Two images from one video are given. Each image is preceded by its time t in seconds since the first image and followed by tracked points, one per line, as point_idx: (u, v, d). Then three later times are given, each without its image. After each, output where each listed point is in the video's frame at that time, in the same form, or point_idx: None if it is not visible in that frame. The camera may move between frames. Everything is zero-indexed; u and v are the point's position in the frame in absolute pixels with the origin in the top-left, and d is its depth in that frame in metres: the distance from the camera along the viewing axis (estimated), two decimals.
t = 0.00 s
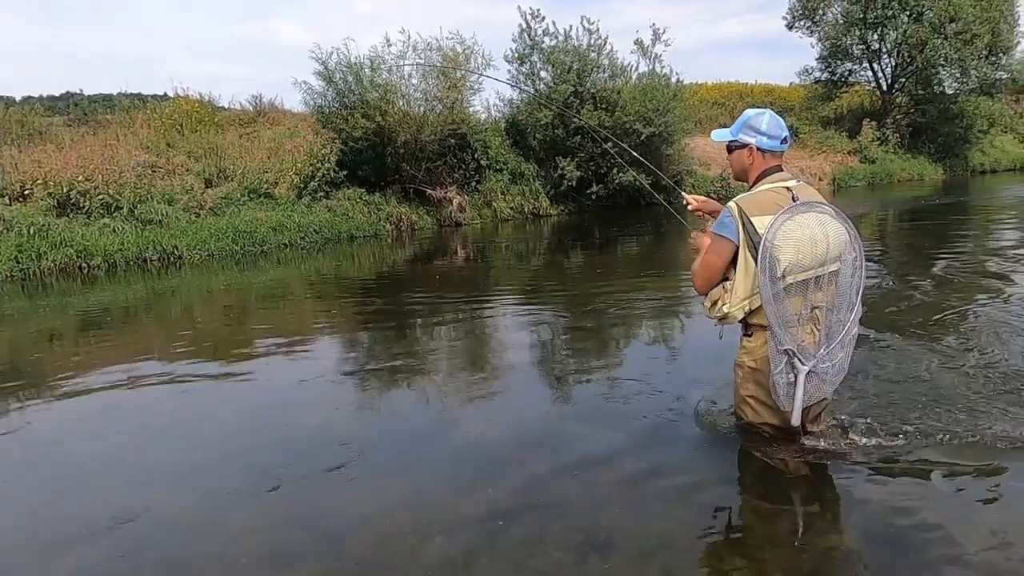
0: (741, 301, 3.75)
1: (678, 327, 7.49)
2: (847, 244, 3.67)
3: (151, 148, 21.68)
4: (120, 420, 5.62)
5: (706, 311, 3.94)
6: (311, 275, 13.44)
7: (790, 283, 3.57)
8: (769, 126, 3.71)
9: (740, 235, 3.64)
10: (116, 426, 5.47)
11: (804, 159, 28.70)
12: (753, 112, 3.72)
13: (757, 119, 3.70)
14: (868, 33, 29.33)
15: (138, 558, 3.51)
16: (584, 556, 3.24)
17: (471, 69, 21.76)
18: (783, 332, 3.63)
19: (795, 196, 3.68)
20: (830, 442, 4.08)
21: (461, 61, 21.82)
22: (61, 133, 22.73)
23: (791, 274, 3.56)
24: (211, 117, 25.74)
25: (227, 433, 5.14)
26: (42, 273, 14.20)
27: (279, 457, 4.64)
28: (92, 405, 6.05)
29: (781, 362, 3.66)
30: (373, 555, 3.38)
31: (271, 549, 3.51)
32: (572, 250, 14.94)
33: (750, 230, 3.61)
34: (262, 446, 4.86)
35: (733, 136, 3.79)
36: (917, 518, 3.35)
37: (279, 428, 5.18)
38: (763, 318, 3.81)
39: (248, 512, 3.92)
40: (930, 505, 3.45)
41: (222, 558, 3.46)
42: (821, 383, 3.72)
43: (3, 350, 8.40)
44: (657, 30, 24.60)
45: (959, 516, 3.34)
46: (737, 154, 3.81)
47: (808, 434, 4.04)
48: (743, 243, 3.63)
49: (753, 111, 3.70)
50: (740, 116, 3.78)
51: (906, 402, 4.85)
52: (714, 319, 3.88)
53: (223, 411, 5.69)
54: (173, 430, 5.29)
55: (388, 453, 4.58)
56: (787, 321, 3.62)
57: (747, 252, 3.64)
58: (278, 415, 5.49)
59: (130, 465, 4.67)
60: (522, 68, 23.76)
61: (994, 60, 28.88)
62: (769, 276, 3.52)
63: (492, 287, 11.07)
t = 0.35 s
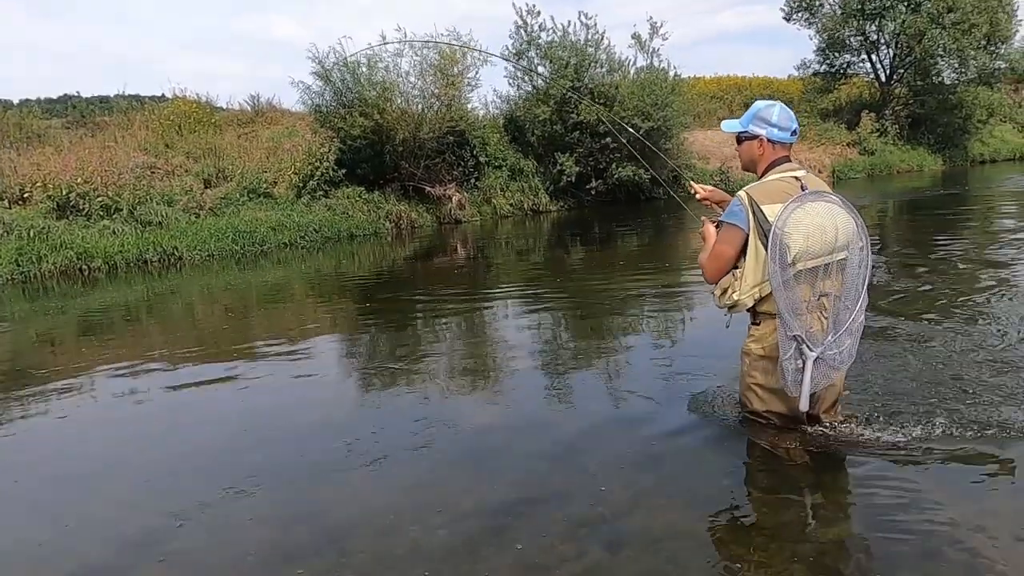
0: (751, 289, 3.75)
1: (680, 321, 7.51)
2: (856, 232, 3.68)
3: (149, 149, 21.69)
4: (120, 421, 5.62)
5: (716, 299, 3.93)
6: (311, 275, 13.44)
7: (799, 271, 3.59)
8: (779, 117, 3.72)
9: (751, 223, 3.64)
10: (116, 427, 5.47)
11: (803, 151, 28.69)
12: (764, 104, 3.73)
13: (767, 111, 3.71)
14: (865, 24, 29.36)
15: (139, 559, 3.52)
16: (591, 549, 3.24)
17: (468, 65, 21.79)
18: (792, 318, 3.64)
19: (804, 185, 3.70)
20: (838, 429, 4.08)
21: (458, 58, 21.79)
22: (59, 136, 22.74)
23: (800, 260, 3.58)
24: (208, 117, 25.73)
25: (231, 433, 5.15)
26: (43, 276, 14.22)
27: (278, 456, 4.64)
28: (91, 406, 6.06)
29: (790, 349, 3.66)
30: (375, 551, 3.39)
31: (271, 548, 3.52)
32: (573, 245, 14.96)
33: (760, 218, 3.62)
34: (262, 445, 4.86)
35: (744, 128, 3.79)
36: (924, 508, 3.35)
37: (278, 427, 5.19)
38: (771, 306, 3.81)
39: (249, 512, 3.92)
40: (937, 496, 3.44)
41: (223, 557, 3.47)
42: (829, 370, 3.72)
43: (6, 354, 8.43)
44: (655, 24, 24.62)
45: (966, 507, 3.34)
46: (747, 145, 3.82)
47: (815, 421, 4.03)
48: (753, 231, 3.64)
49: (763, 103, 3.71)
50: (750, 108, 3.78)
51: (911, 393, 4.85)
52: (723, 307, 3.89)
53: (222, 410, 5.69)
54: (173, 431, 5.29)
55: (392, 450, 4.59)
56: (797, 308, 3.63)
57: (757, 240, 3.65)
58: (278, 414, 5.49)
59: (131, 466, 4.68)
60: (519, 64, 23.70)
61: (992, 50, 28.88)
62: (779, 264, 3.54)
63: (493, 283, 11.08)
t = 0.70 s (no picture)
0: (743, 301, 3.89)
1: (662, 334, 7.66)
2: (838, 244, 3.88)
3: (130, 156, 21.63)
4: (104, 430, 5.63)
5: (706, 312, 4.06)
6: (295, 284, 13.48)
7: (789, 282, 3.76)
8: (767, 135, 3.90)
9: (740, 237, 3.80)
10: (101, 436, 5.48)
11: (784, 167, 29.16)
12: (752, 121, 3.90)
13: (756, 129, 3.89)
14: (845, 44, 30.02)
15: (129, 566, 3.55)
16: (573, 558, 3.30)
17: (454, 77, 22.02)
18: (783, 328, 3.80)
19: (789, 200, 3.88)
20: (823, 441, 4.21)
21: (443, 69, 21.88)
22: (39, 141, 22.63)
23: (790, 273, 3.75)
24: (191, 125, 25.70)
25: (221, 442, 5.18)
26: (19, 283, 14.15)
27: (266, 465, 4.69)
28: (74, 415, 6.06)
29: (783, 358, 3.82)
30: (365, 558, 3.44)
31: (263, 554, 3.56)
32: (557, 258, 15.12)
33: (750, 232, 3.78)
34: (250, 454, 4.91)
35: (732, 143, 3.96)
36: (900, 517, 3.47)
37: (265, 437, 5.22)
38: (761, 317, 3.96)
39: (239, 519, 3.96)
40: (912, 505, 3.57)
41: (213, 564, 3.50)
42: (821, 378, 3.88)
43: None
44: (639, 39, 24.99)
45: (941, 515, 3.47)
46: (734, 161, 3.99)
47: (802, 433, 4.15)
48: (743, 244, 3.79)
49: (752, 121, 3.89)
50: (739, 124, 3.95)
51: (887, 406, 5.00)
52: (714, 319, 4.02)
53: (208, 420, 5.72)
54: (160, 441, 5.31)
55: (381, 460, 4.64)
56: (788, 318, 3.79)
57: (748, 253, 3.80)
58: (264, 424, 5.53)
59: (117, 474, 4.70)
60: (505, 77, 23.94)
61: (967, 70, 29.51)
62: (770, 276, 3.70)
63: (477, 295, 11.19)
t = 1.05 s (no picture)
0: (696, 317, 3.99)
1: (621, 346, 7.77)
2: (789, 266, 4.00)
3: (84, 151, 21.13)
4: (45, 433, 5.47)
5: (660, 324, 4.14)
6: (252, 288, 13.30)
7: (741, 302, 3.87)
8: (727, 155, 4.01)
9: (697, 255, 3.90)
10: (43, 439, 5.33)
11: (743, 185, 29.79)
12: (714, 140, 4.00)
13: (717, 148, 3.99)
14: (803, 68, 30.83)
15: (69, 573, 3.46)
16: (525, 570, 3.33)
17: (421, 84, 22.04)
18: (733, 346, 3.90)
19: (745, 220, 4.00)
20: (765, 453, 4.33)
21: (410, 75, 22.02)
22: None
23: (742, 292, 3.86)
24: (149, 121, 25.19)
25: (174, 447, 5.10)
26: None
27: (216, 473, 4.62)
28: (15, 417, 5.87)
29: (731, 375, 3.92)
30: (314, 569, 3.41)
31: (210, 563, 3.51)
32: (519, 267, 15.22)
33: (706, 251, 3.88)
34: (200, 460, 4.83)
35: (693, 161, 4.05)
36: (842, 530, 3.57)
37: (216, 444, 5.14)
38: (713, 333, 4.07)
39: (188, 527, 3.90)
40: (853, 519, 3.68)
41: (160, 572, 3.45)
42: (766, 395, 4.00)
43: None
44: (606, 54, 25.33)
45: (880, 528, 3.58)
46: (695, 178, 4.09)
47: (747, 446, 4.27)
48: (700, 262, 3.89)
49: (714, 140, 3.98)
50: (701, 143, 4.05)
51: (834, 421, 5.14)
52: (667, 333, 4.11)
53: (156, 424, 5.61)
54: (105, 445, 5.19)
55: (336, 468, 4.62)
56: (738, 336, 3.90)
57: (703, 271, 3.90)
58: (215, 430, 5.45)
59: (60, 479, 4.57)
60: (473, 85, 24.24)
61: (916, 98, 30.23)
62: (723, 295, 3.80)
63: (438, 303, 11.20)
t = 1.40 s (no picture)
0: (648, 331, 4.11)
1: (577, 355, 7.89)
2: (741, 286, 4.15)
3: (36, 133, 20.61)
4: None
5: (614, 337, 4.26)
6: (206, 282, 13.13)
7: (693, 319, 4.00)
8: (686, 173, 4.14)
9: (652, 270, 4.02)
10: None
11: (704, 203, 30.36)
12: (673, 158, 4.13)
13: (675, 166, 4.11)
14: (765, 91, 31.57)
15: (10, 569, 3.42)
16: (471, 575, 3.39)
17: (390, 85, 22.10)
18: (684, 361, 4.03)
19: (701, 239, 4.13)
20: (712, 467, 4.47)
21: (380, 75, 22.00)
22: None
23: (695, 309, 3.99)
24: (107, 106, 24.68)
25: (122, 443, 5.05)
26: None
27: (164, 471, 4.58)
28: None
29: (681, 390, 4.06)
30: (263, 571, 3.42)
31: (154, 563, 3.50)
32: (481, 273, 15.30)
33: (662, 267, 4.00)
34: (148, 458, 4.78)
35: (652, 177, 4.18)
36: (780, 540, 3.71)
37: (166, 441, 5.10)
38: (665, 348, 4.19)
39: (132, 525, 3.87)
40: (792, 530, 3.83)
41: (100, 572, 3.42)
42: (714, 411, 4.14)
43: None
44: (576, 65, 25.64)
45: (819, 539, 3.73)
46: (654, 194, 4.21)
47: (694, 459, 4.40)
48: (654, 277, 4.02)
49: (673, 158, 4.11)
50: (660, 160, 4.17)
51: (781, 436, 5.31)
52: (621, 345, 4.22)
53: (105, 419, 5.54)
54: (50, 438, 5.10)
55: (287, 469, 4.63)
56: (689, 352, 4.03)
57: (658, 287, 4.02)
58: (165, 427, 5.39)
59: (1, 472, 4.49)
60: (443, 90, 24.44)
61: (871, 127, 31.13)
62: (676, 311, 3.93)
63: (398, 305, 11.21)
